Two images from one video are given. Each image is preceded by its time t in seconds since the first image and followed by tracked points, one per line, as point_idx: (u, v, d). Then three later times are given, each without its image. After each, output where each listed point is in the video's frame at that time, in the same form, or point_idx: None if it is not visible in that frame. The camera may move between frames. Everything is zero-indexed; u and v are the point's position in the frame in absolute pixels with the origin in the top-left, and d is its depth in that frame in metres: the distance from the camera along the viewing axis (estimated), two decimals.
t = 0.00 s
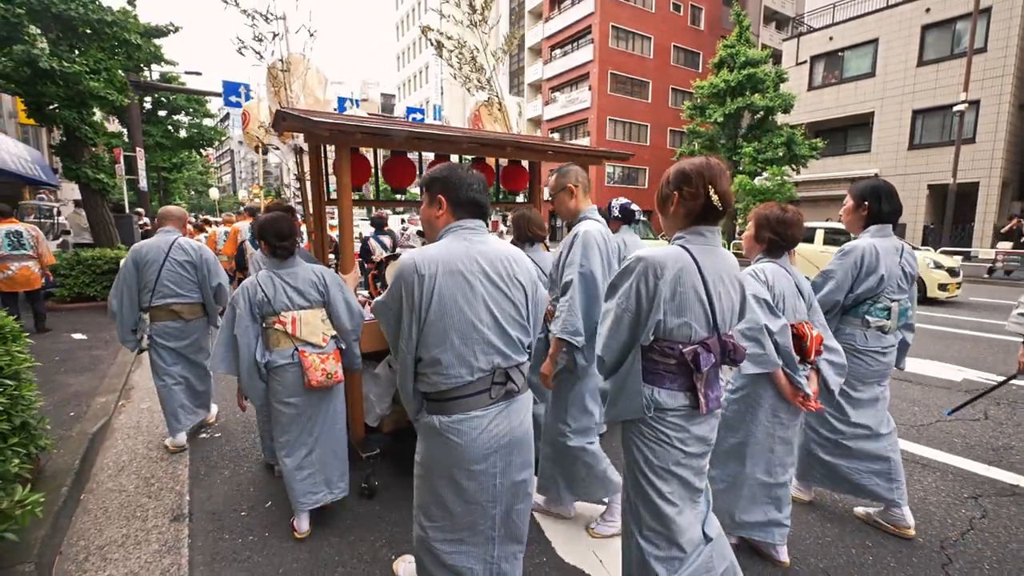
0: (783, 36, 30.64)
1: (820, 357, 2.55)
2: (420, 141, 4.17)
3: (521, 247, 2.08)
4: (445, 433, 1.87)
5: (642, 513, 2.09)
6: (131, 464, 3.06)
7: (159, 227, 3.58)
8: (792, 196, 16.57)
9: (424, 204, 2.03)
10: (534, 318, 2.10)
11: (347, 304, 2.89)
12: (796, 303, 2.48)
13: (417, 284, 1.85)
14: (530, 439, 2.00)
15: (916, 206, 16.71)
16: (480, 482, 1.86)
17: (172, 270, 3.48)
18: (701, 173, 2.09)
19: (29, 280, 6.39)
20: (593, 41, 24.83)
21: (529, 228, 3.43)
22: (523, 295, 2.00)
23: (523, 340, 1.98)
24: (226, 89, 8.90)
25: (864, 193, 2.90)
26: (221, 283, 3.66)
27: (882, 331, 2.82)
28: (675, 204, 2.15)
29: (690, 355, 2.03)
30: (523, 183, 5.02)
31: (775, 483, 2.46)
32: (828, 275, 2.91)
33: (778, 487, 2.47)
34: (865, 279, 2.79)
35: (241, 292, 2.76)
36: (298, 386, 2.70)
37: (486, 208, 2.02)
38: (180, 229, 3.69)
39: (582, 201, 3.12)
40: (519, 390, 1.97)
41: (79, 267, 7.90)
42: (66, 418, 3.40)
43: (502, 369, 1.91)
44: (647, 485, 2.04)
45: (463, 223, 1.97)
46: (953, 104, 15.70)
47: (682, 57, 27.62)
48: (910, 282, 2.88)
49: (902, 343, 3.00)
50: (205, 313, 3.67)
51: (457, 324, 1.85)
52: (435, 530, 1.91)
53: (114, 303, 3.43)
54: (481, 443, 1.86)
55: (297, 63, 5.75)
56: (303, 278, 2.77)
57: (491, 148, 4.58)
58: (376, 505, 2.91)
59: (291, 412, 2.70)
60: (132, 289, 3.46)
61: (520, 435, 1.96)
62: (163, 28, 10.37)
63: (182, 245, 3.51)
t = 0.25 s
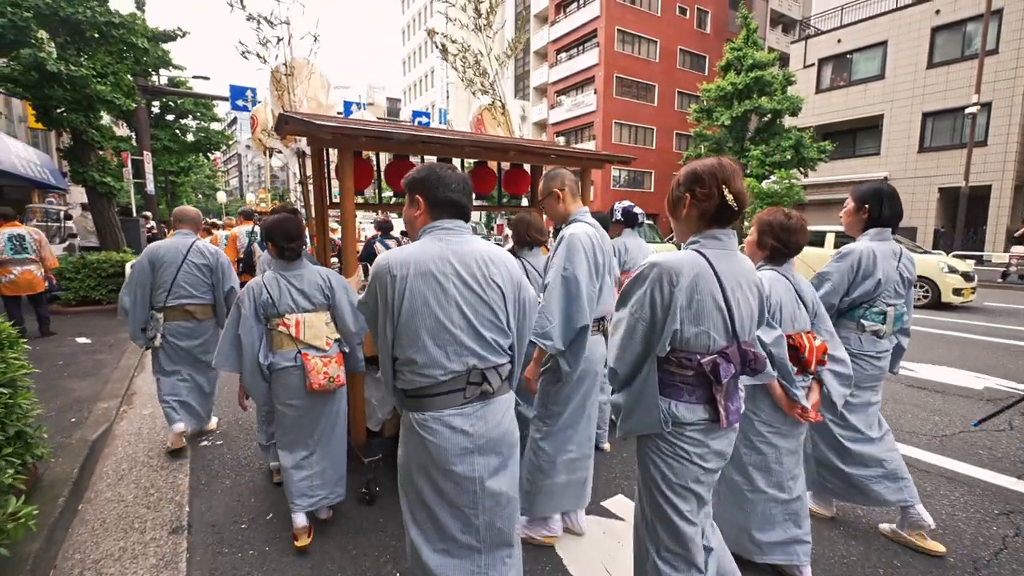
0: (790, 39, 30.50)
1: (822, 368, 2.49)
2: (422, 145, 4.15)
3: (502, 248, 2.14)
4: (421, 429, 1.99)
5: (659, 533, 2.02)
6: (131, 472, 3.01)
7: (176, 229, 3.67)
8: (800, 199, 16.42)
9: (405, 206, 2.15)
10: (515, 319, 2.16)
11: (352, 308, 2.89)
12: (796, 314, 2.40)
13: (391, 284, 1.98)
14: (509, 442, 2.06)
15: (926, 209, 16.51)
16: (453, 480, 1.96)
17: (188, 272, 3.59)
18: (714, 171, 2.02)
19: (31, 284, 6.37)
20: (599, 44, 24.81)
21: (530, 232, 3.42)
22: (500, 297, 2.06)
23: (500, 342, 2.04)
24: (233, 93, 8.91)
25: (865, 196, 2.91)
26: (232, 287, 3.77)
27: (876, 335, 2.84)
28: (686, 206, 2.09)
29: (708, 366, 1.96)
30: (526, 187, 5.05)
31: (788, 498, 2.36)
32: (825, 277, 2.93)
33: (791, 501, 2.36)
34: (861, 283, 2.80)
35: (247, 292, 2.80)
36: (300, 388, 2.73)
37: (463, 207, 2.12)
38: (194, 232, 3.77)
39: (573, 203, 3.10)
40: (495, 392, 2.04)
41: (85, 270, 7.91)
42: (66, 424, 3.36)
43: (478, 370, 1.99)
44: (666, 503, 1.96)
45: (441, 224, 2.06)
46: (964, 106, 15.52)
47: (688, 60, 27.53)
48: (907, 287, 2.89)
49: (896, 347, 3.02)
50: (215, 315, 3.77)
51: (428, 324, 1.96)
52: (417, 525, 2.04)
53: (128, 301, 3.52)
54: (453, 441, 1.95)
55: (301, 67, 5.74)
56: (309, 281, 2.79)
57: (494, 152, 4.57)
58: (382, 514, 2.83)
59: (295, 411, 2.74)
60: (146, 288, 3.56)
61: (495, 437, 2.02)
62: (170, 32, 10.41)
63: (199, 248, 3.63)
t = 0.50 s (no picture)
0: (796, 42, 30.37)
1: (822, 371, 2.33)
2: (428, 148, 4.09)
3: (488, 250, 2.18)
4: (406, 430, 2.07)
5: (691, 552, 1.96)
6: (134, 480, 2.94)
7: (187, 231, 3.64)
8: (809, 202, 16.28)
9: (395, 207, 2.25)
10: (502, 321, 2.20)
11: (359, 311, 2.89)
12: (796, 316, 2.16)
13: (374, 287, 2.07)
14: (494, 447, 2.14)
15: (937, 213, 16.34)
16: (437, 484, 2.04)
17: (203, 274, 3.58)
18: (730, 169, 1.97)
19: (35, 287, 6.35)
20: (605, 48, 24.78)
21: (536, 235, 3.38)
22: (484, 300, 2.11)
23: (485, 345, 2.09)
24: (240, 97, 8.91)
25: (871, 199, 2.91)
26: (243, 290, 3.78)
27: (886, 339, 2.83)
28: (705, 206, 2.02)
29: (738, 373, 1.89)
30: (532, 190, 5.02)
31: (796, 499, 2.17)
32: (829, 280, 2.87)
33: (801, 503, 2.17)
34: (867, 286, 2.78)
35: (251, 292, 2.77)
36: (305, 391, 2.69)
37: (451, 208, 2.19)
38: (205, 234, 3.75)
39: (571, 206, 3.07)
40: (482, 396, 2.10)
41: (92, 273, 7.92)
42: (70, 430, 3.31)
43: (463, 373, 2.07)
44: (697, 521, 1.92)
45: (426, 226, 2.15)
46: (975, 109, 15.34)
47: (695, 63, 27.44)
48: (913, 289, 2.88)
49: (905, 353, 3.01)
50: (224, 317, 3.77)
51: (408, 326, 2.04)
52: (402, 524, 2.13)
53: (138, 301, 3.49)
54: (439, 445, 2.03)
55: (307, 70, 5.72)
56: (316, 282, 2.80)
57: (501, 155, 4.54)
58: (391, 524, 2.75)
59: (297, 414, 2.69)
60: (157, 289, 3.53)
61: (482, 441, 2.09)
62: (178, 36, 10.43)
63: (214, 252, 3.62)
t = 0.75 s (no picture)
0: (802, 45, 30.28)
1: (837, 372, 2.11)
2: (439, 151, 4.05)
3: (494, 255, 2.11)
4: (417, 439, 2.01)
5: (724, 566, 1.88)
6: (140, 490, 2.88)
7: (189, 237, 3.66)
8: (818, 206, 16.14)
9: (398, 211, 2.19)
10: (512, 327, 2.13)
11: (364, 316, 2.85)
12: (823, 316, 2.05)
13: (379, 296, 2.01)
14: (505, 455, 2.09)
15: (947, 216, 16.18)
16: (449, 492, 1.98)
17: (207, 279, 3.60)
18: (756, 173, 1.92)
19: (38, 291, 6.34)
20: (611, 51, 24.76)
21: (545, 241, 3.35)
22: (493, 306, 2.04)
23: (495, 351, 2.04)
24: (247, 100, 8.89)
25: (879, 202, 2.84)
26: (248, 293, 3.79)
27: (905, 341, 2.70)
28: (731, 212, 1.98)
29: (772, 380, 1.84)
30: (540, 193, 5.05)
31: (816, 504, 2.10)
32: (841, 284, 2.76)
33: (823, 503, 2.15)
34: (880, 288, 2.67)
35: (253, 299, 2.73)
36: (307, 397, 2.66)
37: (456, 212, 2.12)
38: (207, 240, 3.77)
39: (573, 210, 3.02)
40: (493, 403, 2.05)
41: (99, 276, 7.89)
42: (76, 438, 3.25)
43: (475, 380, 2.01)
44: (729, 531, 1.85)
45: (430, 232, 2.08)
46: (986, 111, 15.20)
47: (700, 67, 27.36)
48: (928, 291, 2.77)
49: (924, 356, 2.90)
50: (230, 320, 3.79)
51: (415, 335, 1.97)
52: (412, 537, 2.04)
53: (144, 309, 3.52)
54: (451, 453, 1.98)
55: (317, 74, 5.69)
56: (318, 289, 2.74)
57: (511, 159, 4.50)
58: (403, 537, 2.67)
59: (302, 421, 2.65)
60: (162, 297, 3.56)
61: (493, 447, 2.06)
62: (186, 39, 10.45)
63: (217, 256, 3.63)
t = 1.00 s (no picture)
0: (805, 49, 30.26)
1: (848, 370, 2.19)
2: (445, 154, 4.03)
3: (506, 258, 2.08)
4: (428, 442, 1.97)
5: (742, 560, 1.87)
6: (144, 498, 2.82)
7: (180, 238, 3.77)
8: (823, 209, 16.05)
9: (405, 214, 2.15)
10: (523, 331, 2.09)
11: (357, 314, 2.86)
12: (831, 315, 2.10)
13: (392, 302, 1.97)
14: (516, 454, 2.06)
15: (953, 220, 16.09)
16: (464, 494, 1.94)
17: (197, 278, 3.69)
18: (767, 172, 1.93)
19: (45, 293, 6.27)
20: (614, 55, 24.77)
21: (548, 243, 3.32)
22: (505, 310, 2.00)
23: (507, 354, 2.01)
24: (251, 104, 8.88)
25: (880, 204, 2.91)
26: (239, 291, 3.88)
27: (905, 340, 2.76)
28: (745, 211, 1.98)
29: (787, 372, 1.85)
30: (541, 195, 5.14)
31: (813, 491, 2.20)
32: (844, 284, 2.79)
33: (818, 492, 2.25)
34: (883, 287, 2.71)
35: (249, 303, 2.73)
36: (303, 399, 2.64)
37: (465, 215, 2.08)
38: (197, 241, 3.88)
39: (562, 211, 3.14)
40: (505, 406, 2.01)
41: (102, 280, 7.86)
42: (79, 444, 3.20)
43: (486, 384, 1.97)
44: (743, 520, 1.84)
45: (440, 236, 2.04)
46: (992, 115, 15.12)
47: (703, 71, 27.35)
48: (928, 290, 2.83)
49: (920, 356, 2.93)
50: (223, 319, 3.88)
51: (429, 341, 1.93)
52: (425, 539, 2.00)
53: (137, 309, 3.62)
54: (462, 455, 1.94)
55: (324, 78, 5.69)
56: (311, 290, 2.74)
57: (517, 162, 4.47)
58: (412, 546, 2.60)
59: (297, 423, 2.65)
60: (154, 297, 3.66)
61: (503, 450, 2.02)
62: (191, 43, 10.45)
63: (206, 255, 3.73)
